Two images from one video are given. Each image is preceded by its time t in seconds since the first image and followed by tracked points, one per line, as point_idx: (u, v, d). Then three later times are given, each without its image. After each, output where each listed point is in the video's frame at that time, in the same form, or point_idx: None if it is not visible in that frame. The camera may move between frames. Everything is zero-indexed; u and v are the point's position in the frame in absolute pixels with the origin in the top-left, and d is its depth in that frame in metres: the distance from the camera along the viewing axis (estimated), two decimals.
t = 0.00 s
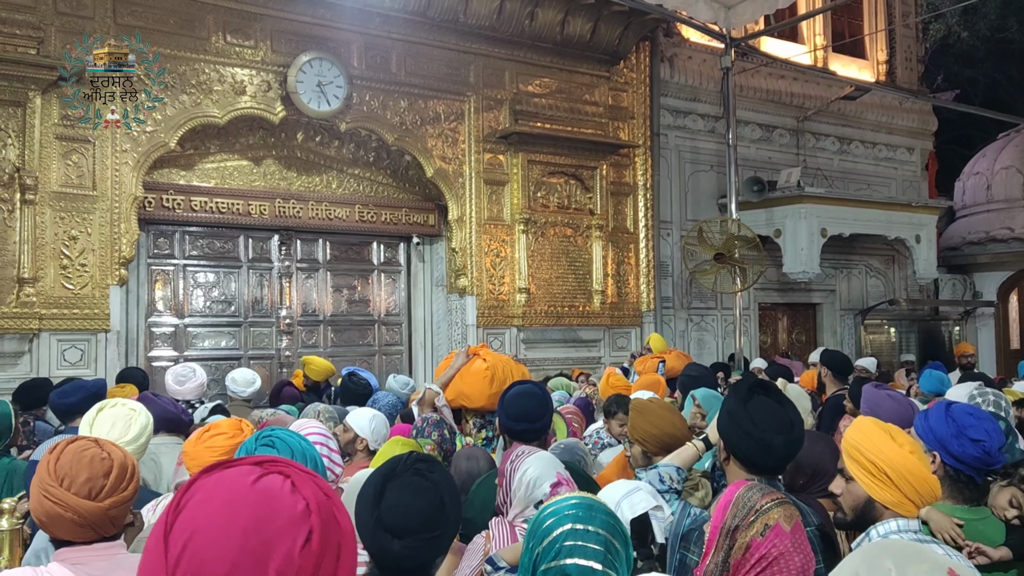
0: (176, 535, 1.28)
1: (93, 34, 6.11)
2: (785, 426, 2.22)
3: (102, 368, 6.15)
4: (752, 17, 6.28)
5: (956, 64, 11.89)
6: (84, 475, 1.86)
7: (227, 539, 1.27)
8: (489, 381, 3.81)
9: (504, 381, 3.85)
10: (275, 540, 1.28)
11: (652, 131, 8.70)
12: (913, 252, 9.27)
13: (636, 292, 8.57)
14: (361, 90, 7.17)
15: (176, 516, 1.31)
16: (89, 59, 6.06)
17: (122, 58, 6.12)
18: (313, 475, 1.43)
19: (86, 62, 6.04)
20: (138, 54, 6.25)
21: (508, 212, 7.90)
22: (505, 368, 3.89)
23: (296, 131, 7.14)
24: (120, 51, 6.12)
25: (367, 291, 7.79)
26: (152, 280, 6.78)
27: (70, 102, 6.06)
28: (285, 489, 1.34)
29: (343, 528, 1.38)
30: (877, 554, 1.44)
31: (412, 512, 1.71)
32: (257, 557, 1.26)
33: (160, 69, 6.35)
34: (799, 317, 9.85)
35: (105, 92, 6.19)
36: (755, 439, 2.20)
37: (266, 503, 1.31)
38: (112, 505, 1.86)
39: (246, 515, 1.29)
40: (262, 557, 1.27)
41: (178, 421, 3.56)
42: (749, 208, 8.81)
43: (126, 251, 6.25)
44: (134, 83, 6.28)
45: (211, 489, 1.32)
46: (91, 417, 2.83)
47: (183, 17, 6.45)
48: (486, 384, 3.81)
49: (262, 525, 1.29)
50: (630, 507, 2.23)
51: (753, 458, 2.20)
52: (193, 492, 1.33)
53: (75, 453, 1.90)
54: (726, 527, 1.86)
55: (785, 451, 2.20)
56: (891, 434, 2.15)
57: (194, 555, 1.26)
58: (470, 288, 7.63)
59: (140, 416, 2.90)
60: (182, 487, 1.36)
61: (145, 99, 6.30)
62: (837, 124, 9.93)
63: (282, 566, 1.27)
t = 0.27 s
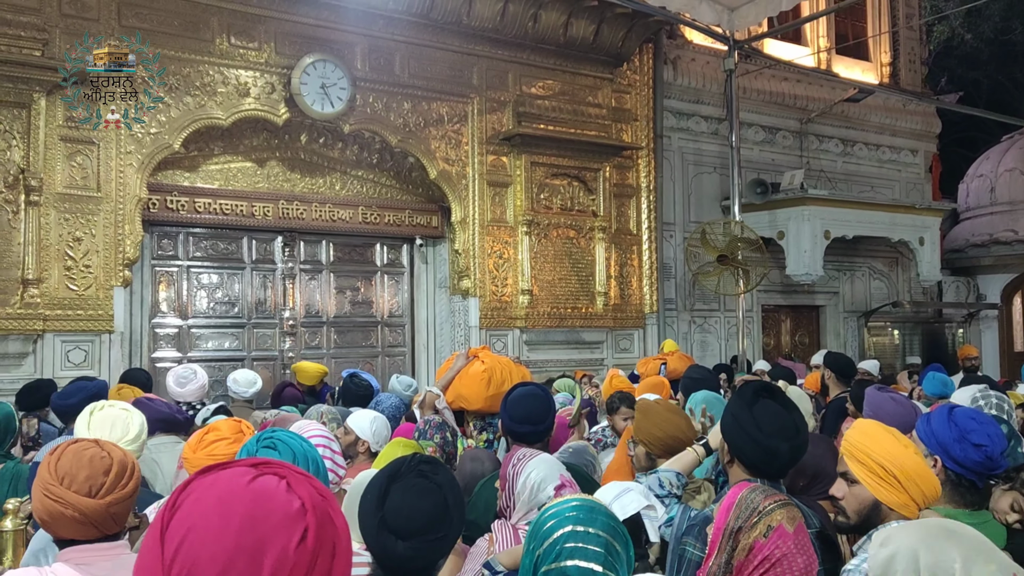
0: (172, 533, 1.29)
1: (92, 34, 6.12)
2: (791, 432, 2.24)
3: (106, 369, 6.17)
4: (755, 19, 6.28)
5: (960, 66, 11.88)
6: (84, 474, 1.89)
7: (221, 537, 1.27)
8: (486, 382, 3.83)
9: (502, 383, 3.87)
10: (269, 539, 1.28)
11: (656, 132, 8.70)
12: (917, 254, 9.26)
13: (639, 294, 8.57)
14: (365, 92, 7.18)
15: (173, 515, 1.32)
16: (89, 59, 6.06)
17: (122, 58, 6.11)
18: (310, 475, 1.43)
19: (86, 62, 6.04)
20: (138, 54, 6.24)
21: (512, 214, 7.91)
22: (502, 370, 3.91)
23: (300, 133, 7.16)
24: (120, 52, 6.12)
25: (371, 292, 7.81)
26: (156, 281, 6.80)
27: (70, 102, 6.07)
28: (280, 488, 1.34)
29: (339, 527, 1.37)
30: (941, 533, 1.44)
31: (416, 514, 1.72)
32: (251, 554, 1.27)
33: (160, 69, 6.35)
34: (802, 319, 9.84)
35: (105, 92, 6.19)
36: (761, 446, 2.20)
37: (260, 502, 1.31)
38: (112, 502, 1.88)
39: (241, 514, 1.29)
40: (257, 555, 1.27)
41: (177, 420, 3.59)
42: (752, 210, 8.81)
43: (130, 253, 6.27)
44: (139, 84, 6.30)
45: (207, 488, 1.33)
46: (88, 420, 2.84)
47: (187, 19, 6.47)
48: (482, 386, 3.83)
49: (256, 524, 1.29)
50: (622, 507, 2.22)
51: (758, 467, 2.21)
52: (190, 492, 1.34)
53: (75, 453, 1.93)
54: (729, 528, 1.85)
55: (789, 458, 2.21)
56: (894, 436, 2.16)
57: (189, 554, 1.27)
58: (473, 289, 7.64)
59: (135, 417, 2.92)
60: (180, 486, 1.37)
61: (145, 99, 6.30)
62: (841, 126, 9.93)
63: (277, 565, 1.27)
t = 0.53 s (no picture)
0: (191, 533, 1.29)
1: (93, 34, 6.12)
2: (798, 435, 2.24)
3: (112, 370, 6.18)
4: (761, 21, 6.27)
5: (967, 67, 11.84)
6: (88, 474, 1.89)
7: (242, 538, 1.27)
8: (486, 384, 3.85)
9: (502, 384, 3.88)
10: (289, 541, 1.29)
11: (661, 134, 8.69)
12: (923, 256, 9.24)
13: (644, 296, 8.56)
14: (371, 94, 7.19)
15: (191, 514, 1.31)
16: (89, 59, 6.05)
17: (122, 59, 6.10)
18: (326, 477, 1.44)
19: (86, 62, 6.03)
20: (138, 54, 6.24)
21: (517, 216, 7.91)
22: (501, 370, 3.92)
23: (306, 135, 7.17)
24: (120, 52, 6.10)
25: (376, 294, 7.81)
26: (163, 283, 6.81)
27: (70, 102, 6.06)
28: (299, 490, 1.34)
29: (356, 530, 1.38)
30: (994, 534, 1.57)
31: (422, 515, 1.72)
32: (271, 556, 1.27)
33: (160, 70, 6.34)
34: (808, 321, 9.81)
35: (106, 92, 6.19)
36: (768, 451, 2.19)
37: (280, 504, 1.31)
38: (117, 502, 1.89)
39: (262, 515, 1.29)
40: (276, 557, 1.27)
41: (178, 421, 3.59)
42: (758, 212, 8.80)
43: (137, 254, 6.28)
44: (145, 86, 6.31)
45: (226, 488, 1.33)
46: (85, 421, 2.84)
47: (194, 21, 6.49)
48: (481, 387, 3.85)
49: (277, 525, 1.29)
50: (625, 510, 2.25)
51: (765, 471, 2.21)
52: (208, 492, 1.34)
53: (80, 454, 1.93)
54: (735, 532, 1.83)
55: (795, 462, 2.20)
56: (904, 439, 2.16)
57: (210, 554, 1.26)
58: (479, 291, 7.64)
59: (132, 417, 2.92)
60: (197, 486, 1.37)
61: (145, 98, 6.30)
62: (847, 128, 9.91)
63: (296, 566, 1.28)
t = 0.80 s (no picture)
0: (226, 537, 1.29)
1: (92, 34, 6.13)
2: (808, 440, 2.24)
3: (124, 372, 6.22)
4: (771, 22, 6.26)
5: (977, 68, 11.80)
6: (102, 476, 1.92)
7: (277, 542, 1.28)
8: (484, 385, 3.85)
9: (501, 385, 3.86)
10: (324, 545, 1.29)
11: (671, 136, 8.69)
12: (934, 257, 9.20)
13: (654, 297, 8.56)
14: (381, 96, 7.21)
15: (224, 519, 1.32)
16: (89, 60, 6.07)
17: (122, 58, 6.12)
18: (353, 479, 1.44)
19: (86, 63, 6.05)
20: (138, 54, 6.25)
21: (526, 218, 7.91)
22: (502, 371, 3.91)
23: (317, 138, 7.20)
24: (120, 52, 6.13)
25: (386, 296, 7.83)
26: (174, 285, 6.85)
27: (70, 103, 6.06)
28: (330, 494, 1.34)
29: (386, 532, 1.38)
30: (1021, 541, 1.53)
31: (431, 518, 1.73)
32: (307, 560, 1.28)
33: (160, 70, 6.35)
34: (818, 323, 9.78)
35: (105, 92, 6.18)
36: (779, 455, 2.20)
37: (312, 508, 1.31)
38: (130, 504, 1.91)
39: (296, 520, 1.30)
40: (312, 561, 1.28)
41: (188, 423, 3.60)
42: (767, 213, 8.78)
43: (148, 257, 6.32)
44: (156, 90, 6.36)
45: (258, 493, 1.34)
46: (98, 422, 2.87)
47: (205, 25, 6.52)
48: (481, 389, 3.85)
49: (310, 529, 1.30)
50: (643, 517, 2.21)
51: (776, 476, 2.21)
52: (240, 497, 1.34)
53: (94, 458, 1.96)
54: (746, 537, 1.82)
55: (807, 467, 2.21)
56: (919, 444, 2.17)
57: (246, 558, 1.27)
58: (488, 293, 7.65)
59: (144, 418, 2.94)
60: (228, 490, 1.37)
61: (144, 98, 6.30)
62: (857, 129, 9.88)
63: (332, 569, 1.28)
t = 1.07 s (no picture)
0: (275, 542, 1.30)
1: (92, 34, 6.11)
2: (827, 440, 2.23)
3: (140, 373, 6.26)
4: (785, 23, 6.23)
5: (993, 67, 11.72)
6: (124, 479, 1.92)
7: (326, 546, 1.28)
8: (492, 385, 3.88)
9: (510, 386, 3.88)
10: (372, 548, 1.30)
11: (684, 137, 8.67)
12: (949, 258, 9.15)
13: (667, 299, 8.54)
14: (394, 98, 7.23)
15: (271, 524, 1.32)
16: (89, 59, 6.05)
17: (122, 58, 6.11)
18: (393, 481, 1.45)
19: (86, 63, 6.04)
20: (138, 54, 6.23)
21: (539, 219, 7.92)
22: (511, 371, 3.93)
23: (330, 139, 7.22)
24: (121, 52, 6.11)
25: (399, 298, 7.85)
26: (189, 287, 6.89)
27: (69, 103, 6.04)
28: (374, 496, 1.35)
29: (430, 533, 1.39)
30: None
31: (444, 520, 1.75)
32: (357, 563, 1.28)
33: (160, 70, 6.33)
34: (832, 324, 9.74)
35: (108, 92, 6.17)
36: (799, 457, 2.19)
37: (359, 512, 1.32)
38: (151, 507, 1.91)
39: (344, 524, 1.30)
40: (362, 564, 1.28)
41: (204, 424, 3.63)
42: (781, 214, 8.75)
43: (164, 259, 6.35)
44: (171, 92, 6.40)
45: (303, 497, 1.34)
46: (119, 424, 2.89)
47: (220, 28, 6.56)
48: (488, 389, 3.88)
49: (358, 532, 1.30)
50: (668, 522, 2.20)
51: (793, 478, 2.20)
52: (285, 502, 1.35)
53: (116, 460, 1.97)
54: (761, 540, 1.83)
55: (826, 467, 2.20)
56: (943, 448, 2.16)
57: (297, 562, 1.27)
58: (501, 294, 7.65)
59: (164, 420, 2.96)
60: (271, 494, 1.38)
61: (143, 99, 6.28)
62: (871, 130, 9.84)
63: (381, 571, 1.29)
